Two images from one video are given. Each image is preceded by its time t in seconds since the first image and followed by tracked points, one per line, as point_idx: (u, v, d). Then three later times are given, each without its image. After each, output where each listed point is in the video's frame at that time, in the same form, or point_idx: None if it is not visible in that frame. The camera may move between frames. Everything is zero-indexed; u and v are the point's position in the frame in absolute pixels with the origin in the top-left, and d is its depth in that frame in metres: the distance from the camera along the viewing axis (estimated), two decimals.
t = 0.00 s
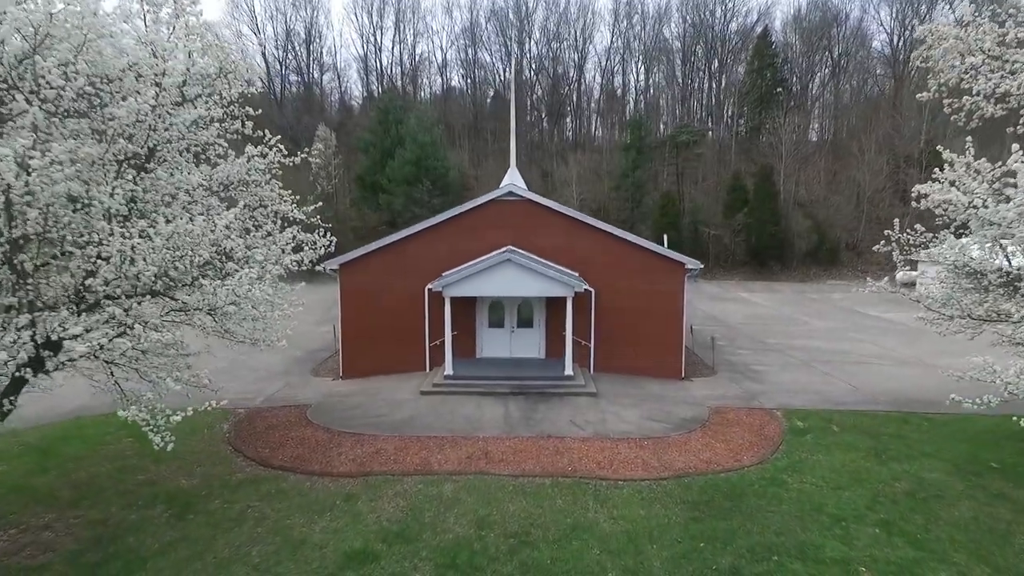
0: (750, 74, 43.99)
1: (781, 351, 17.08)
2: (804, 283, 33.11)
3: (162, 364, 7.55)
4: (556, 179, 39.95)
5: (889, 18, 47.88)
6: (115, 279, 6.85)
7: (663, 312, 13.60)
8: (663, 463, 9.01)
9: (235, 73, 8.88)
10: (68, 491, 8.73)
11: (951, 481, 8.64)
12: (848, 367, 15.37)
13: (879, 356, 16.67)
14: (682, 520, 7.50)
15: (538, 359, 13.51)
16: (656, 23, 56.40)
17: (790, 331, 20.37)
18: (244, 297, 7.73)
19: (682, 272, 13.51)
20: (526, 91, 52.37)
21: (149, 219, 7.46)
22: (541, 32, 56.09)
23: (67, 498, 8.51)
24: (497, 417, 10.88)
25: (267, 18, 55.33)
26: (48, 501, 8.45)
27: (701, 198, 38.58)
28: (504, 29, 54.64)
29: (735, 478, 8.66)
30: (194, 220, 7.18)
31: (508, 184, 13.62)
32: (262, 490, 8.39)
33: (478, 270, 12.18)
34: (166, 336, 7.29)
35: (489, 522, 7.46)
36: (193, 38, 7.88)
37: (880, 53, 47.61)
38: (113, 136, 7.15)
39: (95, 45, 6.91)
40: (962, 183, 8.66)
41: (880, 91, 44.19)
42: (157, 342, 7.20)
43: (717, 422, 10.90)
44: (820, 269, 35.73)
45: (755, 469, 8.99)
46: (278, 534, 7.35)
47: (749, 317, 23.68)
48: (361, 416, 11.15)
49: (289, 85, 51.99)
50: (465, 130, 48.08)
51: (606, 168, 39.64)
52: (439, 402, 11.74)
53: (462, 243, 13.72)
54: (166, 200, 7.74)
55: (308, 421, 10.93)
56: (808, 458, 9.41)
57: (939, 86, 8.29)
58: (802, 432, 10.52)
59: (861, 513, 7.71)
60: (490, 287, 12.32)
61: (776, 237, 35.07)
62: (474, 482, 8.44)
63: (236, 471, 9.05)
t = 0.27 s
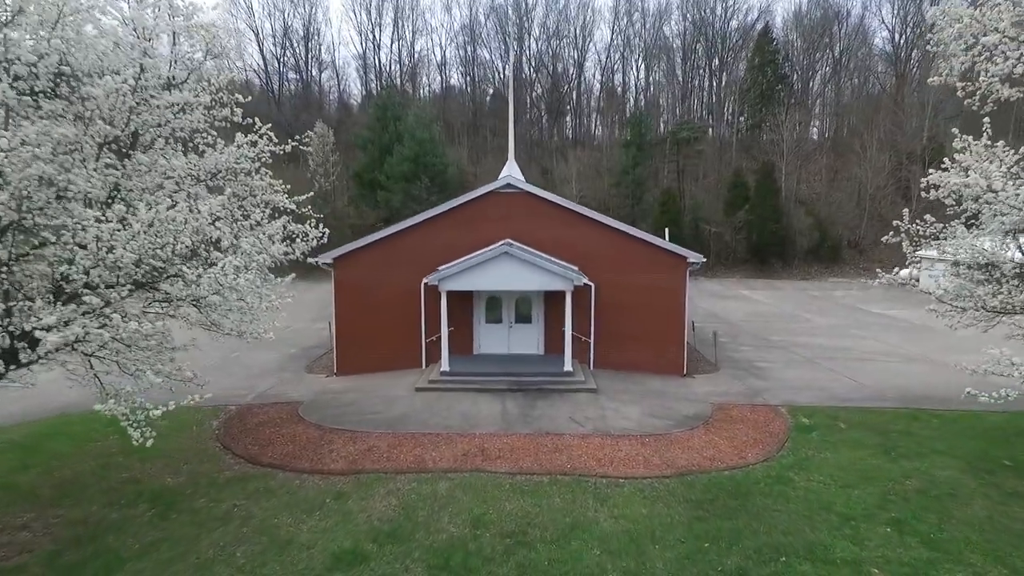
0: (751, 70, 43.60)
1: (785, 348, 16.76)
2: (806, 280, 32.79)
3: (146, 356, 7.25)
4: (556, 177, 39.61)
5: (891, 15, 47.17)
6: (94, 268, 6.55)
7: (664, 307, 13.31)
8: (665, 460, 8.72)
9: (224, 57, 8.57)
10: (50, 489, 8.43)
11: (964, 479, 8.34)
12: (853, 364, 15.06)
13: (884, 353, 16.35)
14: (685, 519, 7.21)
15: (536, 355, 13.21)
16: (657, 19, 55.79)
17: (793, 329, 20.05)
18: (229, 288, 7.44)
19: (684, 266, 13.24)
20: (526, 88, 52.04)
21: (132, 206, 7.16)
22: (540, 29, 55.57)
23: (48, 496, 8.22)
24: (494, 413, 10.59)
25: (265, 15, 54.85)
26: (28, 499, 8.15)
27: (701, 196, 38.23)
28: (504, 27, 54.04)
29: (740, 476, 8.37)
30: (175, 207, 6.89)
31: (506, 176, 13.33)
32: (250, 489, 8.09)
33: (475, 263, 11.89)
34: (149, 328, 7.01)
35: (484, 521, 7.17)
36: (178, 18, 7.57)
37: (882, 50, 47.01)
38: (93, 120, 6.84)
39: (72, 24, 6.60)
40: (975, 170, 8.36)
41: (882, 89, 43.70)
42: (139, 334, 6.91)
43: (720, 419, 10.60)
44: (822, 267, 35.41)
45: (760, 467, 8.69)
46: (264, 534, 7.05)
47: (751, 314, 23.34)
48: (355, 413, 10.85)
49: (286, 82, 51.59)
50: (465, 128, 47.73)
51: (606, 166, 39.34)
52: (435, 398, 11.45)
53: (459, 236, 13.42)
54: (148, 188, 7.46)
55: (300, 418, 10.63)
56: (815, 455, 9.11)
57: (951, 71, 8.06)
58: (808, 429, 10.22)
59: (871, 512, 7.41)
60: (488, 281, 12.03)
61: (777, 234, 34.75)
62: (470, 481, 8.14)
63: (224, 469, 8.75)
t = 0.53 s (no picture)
0: (752, 67, 43.28)
1: (787, 345, 16.51)
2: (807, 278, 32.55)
3: (129, 349, 6.98)
4: (556, 175, 39.36)
5: (893, 12, 46.68)
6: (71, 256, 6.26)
7: (665, 303, 13.06)
8: (667, 458, 8.48)
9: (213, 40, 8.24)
10: (34, 487, 8.20)
11: (974, 477, 8.09)
12: (857, 361, 14.80)
13: (888, 350, 16.09)
14: (688, 518, 6.96)
15: (535, 351, 12.97)
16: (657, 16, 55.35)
17: (796, 326, 19.79)
18: (214, 279, 7.18)
19: (686, 261, 12.98)
20: (525, 87, 51.64)
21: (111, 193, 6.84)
22: (539, 27, 55.20)
23: (32, 494, 7.97)
24: (491, 410, 10.35)
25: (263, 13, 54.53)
26: (11, 497, 7.91)
27: (702, 194, 37.96)
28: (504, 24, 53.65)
29: (744, 474, 8.12)
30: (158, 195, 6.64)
31: (504, 169, 13.08)
32: (239, 487, 7.83)
33: (473, 257, 11.65)
34: (131, 321, 6.70)
35: (480, 521, 6.91)
36: None
37: (883, 48, 46.57)
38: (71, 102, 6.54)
39: None
40: (987, 159, 8.13)
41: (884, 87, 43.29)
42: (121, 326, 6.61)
43: (723, 416, 10.36)
44: (824, 264, 35.15)
45: (764, 465, 8.44)
46: (252, 534, 6.80)
47: (753, 312, 23.06)
48: (349, 410, 10.60)
49: (285, 80, 51.30)
50: (464, 126, 47.42)
51: (606, 164, 39.09)
52: (432, 395, 11.20)
53: (457, 231, 13.18)
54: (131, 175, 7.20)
55: (293, 415, 10.39)
56: (820, 453, 8.87)
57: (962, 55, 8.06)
58: (813, 427, 9.97)
59: (882, 512, 7.14)
60: (486, 275, 11.78)
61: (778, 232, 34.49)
62: (465, 479, 7.90)
63: (213, 467, 8.50)
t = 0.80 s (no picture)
0: (754, 64, 43.08)
1: (791, 342, 16.27)
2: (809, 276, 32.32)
3: (111, 343, 6.69)
4: (556, 172, 39.14)
5: (895, 10, 46.35)
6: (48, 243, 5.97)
7: (666, 297, 12.81)
8: (670, 456, 8.22)
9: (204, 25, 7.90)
10: (17, 485, 7.94)
11: (987, 476, 7.84)
12: (862, 358, 14.56)
13: (893, 347, 15.84)
14: (692, 518, 6.71)
15: (534, 348, 12.72)
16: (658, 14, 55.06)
17: (798, 323, 19.55)
18: (200, 269, 6.96)
19: (687, 254, 12.73)
20: (525, 85, 51.42)
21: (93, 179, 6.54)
22: (539, 24, 54.95)
23: (14, 492, 7.71)
24: (489, 407, 10.11)
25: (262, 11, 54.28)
26: None
27: (703, 192, 37.71)
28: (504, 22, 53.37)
29: (748, 472, 7.87)
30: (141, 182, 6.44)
31: (502, 162, 12.84)
32: (227, 486, 7.58)
33: (470, 252, 11.40)
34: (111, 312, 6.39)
35: (476, 520, 6.66)
36: None
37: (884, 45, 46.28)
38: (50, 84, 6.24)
39: None
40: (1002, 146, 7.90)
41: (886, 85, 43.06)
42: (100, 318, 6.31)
43: (727, 413, 10.11)
44: (826, 262, 34.91)
45: (770, 462, 8.20)
46: (240, 533, 6.55)
47: (755, 309, 22.82)
48: (343, 406, 10.35)
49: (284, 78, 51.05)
50: (464, 124, 47.21)
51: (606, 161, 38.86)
52: (428, 392, 10.95)
53: (455, 225, 12.93)
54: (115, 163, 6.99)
55: (285, 412, 10.14)
56: (827, 450, 8.61)
57: (974, 39, 7.84)
58: (819, 424, 9.72)
59: (894, 511, 6.89)
60: (484, 270, 11.54)
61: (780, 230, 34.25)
62: (461, 477, 7.65)
63: (202, 465, 8.25)
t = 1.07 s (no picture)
0: (756, 61, 42.74)
1: (795, 339, 15.98)
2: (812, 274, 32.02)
3: (90, 334, 6.41)
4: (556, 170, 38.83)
5: (897, 7, 45.87)
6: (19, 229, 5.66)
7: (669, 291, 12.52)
8: (674, 453, 7.94)
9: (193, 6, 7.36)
10: None
11: (1004, 474, 7.54)
12: (868, 355, 14.27)
13: (899, 344, 15.55)
14: (698, 517, 6.42)
15: (533, 344, 12.43)
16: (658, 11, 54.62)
17: (802, 320, 19.26)
18: (182, 256, 6.53)
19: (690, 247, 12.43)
20: (524, 82, 51.01)
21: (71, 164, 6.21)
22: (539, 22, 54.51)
23: None
24: (487, 403, 9.82)
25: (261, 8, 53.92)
26: None
27: (705, 189, 37.39)
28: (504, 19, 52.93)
29: (755, 469, 7.58)
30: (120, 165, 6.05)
31: (502, 153, 12.55)
32: (214, 483, 7.29)
33: (468, 244, 11.11)
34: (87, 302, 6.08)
35: (472, 519, 6.37)
36: None
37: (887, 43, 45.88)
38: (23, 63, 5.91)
39: None
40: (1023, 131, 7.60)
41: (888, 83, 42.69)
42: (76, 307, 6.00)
43: (732, 409, 9.81)
44: (828, 260, 34.62)
45: (777, 460, 7.91)
46: (225, 533, 6.26)
47: (758, 306, 22.51)
48: (337, 403, 10.07)
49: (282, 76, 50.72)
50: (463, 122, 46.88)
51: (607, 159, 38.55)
52: (424, 388, 10.66)
53: (453, 218, 12.65)
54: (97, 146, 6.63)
55: (277, 408, 9.84)
56: (837, 448, 8.31)
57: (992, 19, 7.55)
58: (827, 421, 9.42)
59: (909, 510, 6.59)
60: (482, 263, 11.25)
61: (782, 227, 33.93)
62: (457, 474, 7.36)
63: (189, 462, 7.95)
